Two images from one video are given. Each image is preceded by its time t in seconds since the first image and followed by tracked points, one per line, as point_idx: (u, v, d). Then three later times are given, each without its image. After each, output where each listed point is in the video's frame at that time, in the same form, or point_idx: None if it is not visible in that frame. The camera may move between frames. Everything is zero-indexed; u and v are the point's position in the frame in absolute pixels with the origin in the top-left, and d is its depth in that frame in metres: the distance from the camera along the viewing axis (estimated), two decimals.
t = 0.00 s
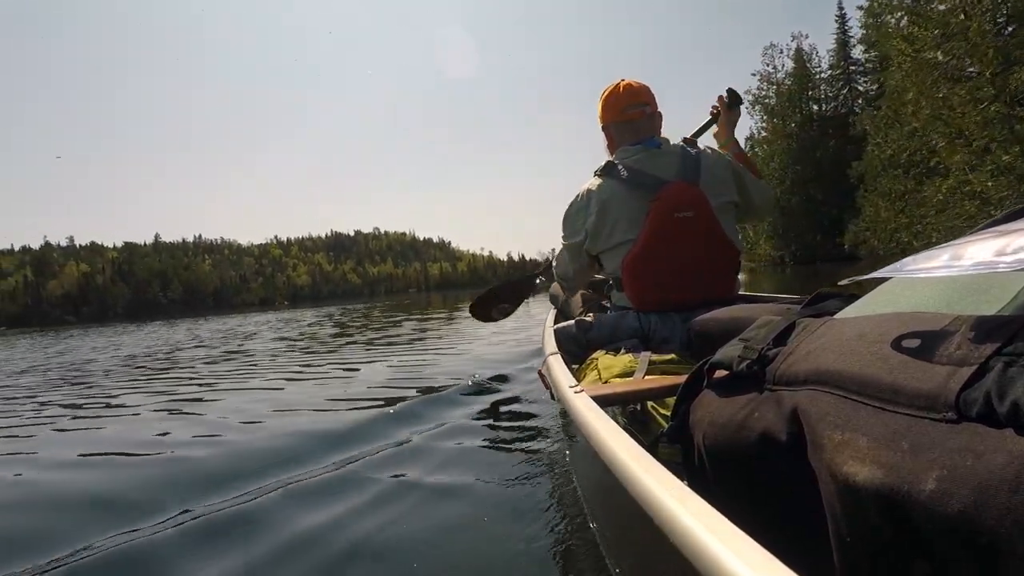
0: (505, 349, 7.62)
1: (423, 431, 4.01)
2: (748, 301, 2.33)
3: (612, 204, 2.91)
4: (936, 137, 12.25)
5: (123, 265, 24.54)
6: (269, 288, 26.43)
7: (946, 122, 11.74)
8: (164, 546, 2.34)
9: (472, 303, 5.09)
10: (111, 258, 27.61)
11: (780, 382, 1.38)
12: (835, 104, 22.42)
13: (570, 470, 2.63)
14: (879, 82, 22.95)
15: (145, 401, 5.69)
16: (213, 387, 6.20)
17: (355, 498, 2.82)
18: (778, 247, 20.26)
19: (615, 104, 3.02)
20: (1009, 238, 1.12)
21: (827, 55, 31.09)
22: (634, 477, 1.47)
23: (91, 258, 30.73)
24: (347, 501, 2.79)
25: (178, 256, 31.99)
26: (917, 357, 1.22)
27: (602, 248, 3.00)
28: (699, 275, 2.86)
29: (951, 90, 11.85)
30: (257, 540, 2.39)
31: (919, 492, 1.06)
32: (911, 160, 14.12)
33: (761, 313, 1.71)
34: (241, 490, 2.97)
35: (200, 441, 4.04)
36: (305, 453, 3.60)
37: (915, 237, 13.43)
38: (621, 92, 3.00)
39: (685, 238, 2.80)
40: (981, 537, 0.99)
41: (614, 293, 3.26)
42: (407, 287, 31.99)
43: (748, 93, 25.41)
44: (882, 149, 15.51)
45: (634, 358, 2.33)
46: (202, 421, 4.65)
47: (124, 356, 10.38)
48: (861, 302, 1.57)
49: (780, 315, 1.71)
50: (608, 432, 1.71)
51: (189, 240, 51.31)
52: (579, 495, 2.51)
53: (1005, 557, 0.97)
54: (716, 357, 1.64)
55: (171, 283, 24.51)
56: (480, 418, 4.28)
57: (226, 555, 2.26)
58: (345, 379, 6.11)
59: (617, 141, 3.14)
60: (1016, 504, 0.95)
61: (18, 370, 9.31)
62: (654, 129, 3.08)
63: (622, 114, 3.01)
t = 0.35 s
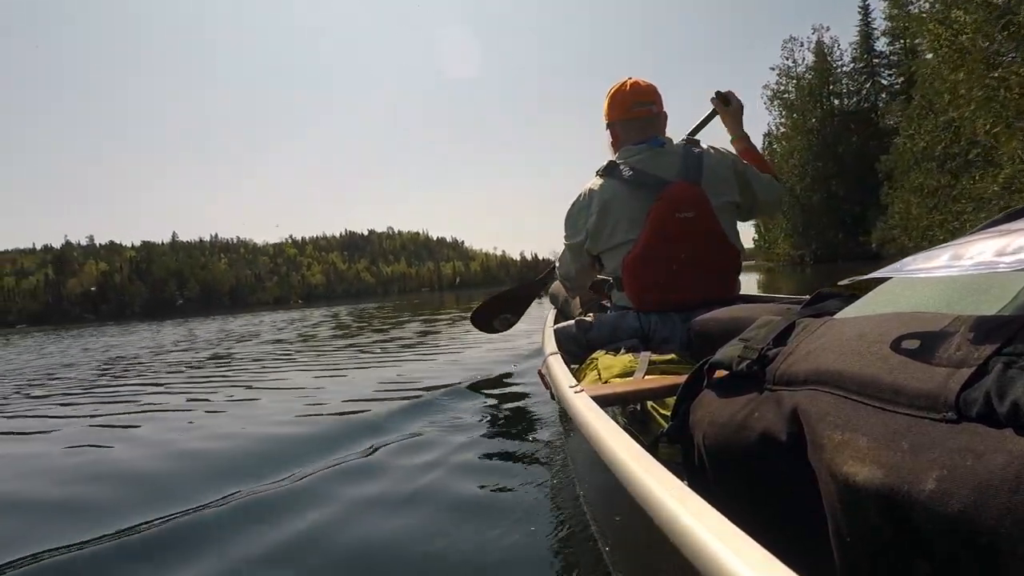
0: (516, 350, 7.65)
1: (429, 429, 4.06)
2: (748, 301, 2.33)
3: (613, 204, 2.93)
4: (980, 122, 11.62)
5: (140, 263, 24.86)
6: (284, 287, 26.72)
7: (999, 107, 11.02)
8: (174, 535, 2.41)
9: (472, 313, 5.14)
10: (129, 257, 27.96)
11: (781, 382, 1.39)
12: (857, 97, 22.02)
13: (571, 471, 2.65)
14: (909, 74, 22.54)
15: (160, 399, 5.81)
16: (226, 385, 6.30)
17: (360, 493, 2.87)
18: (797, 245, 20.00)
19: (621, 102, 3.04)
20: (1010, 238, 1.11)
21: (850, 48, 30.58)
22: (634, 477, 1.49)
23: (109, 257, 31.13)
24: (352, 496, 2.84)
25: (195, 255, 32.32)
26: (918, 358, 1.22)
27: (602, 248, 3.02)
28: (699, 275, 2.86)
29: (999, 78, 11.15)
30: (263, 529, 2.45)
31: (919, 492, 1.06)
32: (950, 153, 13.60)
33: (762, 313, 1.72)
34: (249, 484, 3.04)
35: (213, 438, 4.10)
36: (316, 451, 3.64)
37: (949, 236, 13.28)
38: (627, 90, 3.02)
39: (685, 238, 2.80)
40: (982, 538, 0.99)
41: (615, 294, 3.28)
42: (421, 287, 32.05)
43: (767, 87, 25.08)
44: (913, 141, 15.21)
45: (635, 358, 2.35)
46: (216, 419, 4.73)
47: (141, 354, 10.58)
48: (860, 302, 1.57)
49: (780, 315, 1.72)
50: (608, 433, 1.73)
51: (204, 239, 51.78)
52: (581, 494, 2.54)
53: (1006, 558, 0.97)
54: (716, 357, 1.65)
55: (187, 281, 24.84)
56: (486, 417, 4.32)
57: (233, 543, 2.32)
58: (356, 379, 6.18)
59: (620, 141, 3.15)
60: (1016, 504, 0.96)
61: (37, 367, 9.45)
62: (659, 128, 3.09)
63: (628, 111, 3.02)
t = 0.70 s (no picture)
0: (527, 350, 7.69)
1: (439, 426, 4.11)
2: (749, 300, 2.34)
3: (614, 204, 2.94)
4: None
5: (160, 264, 25.34)
6: (300, 287, 27.11)
7: None
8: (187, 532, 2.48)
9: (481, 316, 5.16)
10: (150, 257, 28.39)
11: (781, 382, 1.40)
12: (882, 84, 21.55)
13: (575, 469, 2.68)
14: (938, 62, 22.04)
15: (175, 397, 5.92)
16: (239, 385, 6.42)
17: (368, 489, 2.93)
18: (818, 241, 19.74)
19: (623, 101, 3.05)
20: (1011, 238, 1.11)
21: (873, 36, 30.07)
22: (636, 476, 1.51)
23: (129, 258, 31.63)
24: (359, 494, 2.90)
25: (213, 256, 32.76)
26: (918, 359, 1.22)
27: (603, 248, 3.02)
28: (699, 275, 2.87)
29: None
30: (272, 525, 2.51)
31: (921, 492, 1.06)
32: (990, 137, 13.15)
33: (762, 313, 1.73)
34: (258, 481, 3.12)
35: (227, 435, 4.17)
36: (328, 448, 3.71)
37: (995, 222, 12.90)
38: (629, 89, 3.03)
39: (685, 238, 2.81)
40: (985, 539, 0.99)
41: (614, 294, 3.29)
42: (435, 287, 32.22)
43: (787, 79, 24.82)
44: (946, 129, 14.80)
45: (636, 358, 2.36)
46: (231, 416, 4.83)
47: (157, 353, 10.81)
48: (860, 303, 1.57)
49: (780, 315, 1.73)
50: (610, 433, 1.75)
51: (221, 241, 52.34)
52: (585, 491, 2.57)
53: (1007, 559, 0.97)
54: (717, 357, 1.66)
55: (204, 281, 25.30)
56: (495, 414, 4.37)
57: (243, 538, 2.39)
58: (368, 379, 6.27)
59: (621, 139, 3.15)
60: (1017, 504, 0.96)
61: (59, 367, 9.65)
62: (659, 128, 3.11)
63: (630, 111, 3.04)
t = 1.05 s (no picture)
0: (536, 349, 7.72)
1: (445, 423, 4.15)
2: (752, 301, 2.35)
3: (619, 201, 2.93)
4: None
5: (175, 263, 25.75)
6: (312, 285, 27.34)
7: None
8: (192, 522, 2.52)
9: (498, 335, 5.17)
10: (165, 255, 28.82)
11: (784, 382, 1.41)
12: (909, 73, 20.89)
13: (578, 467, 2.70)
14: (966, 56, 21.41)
15: (188, 394, 6.02)
16: (251, 382, 6.51)
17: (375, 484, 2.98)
18: (838, 240, 19.42)
19: (633, 98, 3.07)
20: (1014, 239, 1.11)
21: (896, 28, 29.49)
22: (639, 475, 1.52)
23: (144, 256, 31.95)
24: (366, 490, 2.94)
25: (228, 255, 32.97)
26: (921, 360, 1.23)
27: (607, 244, 3.02)
28: (704, 275, 2.87)
29: None
30: (271, 520, 2.55)
31: (922, 493, 1.06)
32: None
33: (763, 313, 1.75)
34: (266, 473, 3.19)
35: (238, 431, 4.21)
36: (335, 444, 3.76)
37: None
38: (641, 88, 3.06)
39: (691, 237, 2.81)
40: (988, 538, 0.99)
41: (615, 292, 3.32)
42: (448, 285, 32.17)
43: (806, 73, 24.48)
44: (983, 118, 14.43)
45: (638, 358, 2.38)
46: (241, 414, 4.89)
47: (171, 350, 10.98)
48: (860, 303, 1.58)
49: (781, 315, 1.74)
50: (614, 434, 1.77)
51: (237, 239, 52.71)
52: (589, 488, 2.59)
53: (1010, 559, 0.97)
54: (720, 357, 1.70)
55: (218, 278, 25.62)
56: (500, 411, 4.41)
57: (238, 533, 2.41)
58: (377, 377, 6.33)
59: (627, 138, 3.15)
60: (1019, 503, 0.95)
61: (76, 363, 9.77)
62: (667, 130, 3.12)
63: (641, 109, 3.06)
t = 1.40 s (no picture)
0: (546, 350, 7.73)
1: (450, 423, 4.17)
2: (758, 301, 2.35)
3: (626, 195, 2.93)
4: None
5: (189, 262, 26.10)
6: (324, 283, 27.56)
7: None
8: (188, 517, 2.55)
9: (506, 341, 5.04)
10: (180, 254, 29.24)
11: (789, 382, 1.41)
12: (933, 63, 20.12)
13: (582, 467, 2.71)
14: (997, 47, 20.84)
15: (200, 392, 6.10)
16: (262, 381, 6.59)
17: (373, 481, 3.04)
18: (860, 238, 18.95)
19: (649, 100, 3.07)
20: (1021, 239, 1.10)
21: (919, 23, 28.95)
22: (643, 475, 1.53)
23: (161, 255, 32.37)
24: (372, 487, 2.96)
25: (242, 255, 33.21)
26: (927, 361, 1.22)
27: (613, 238, 3.02)
28: (708, 276, 2.87)
29: None
30: (266, 518, 2.57)
31: (928, 493, 1.05)
32: None
33: (768, 313, 1.74)
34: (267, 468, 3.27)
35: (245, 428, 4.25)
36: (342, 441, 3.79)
37: None
38: (658, 90, 3.07)
39: (698, 235, 2.82)
40: (994, 539, 0.98)
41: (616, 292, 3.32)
42: (460, 284, 32.12)
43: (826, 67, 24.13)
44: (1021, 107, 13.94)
45: (643, 358, 2.38)
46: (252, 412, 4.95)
47: (184, 348, 11.14)
48: (866, 304, 1.57)
49: (786, 315, 1.74)
50: (618, 434, 1.78)
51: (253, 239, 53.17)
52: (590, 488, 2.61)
53: (1016, 555, 0.96)
54: (725, 357, 1.70)
55: (232, 277, 25.91)
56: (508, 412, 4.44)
57: (234, 530, 2.43)
58: (387, 376, 6.37)
59: (642, 137, 3.15)
60: None
61: (92, 361, 9.91)
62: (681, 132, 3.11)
63: (657, 108, 3.05)
